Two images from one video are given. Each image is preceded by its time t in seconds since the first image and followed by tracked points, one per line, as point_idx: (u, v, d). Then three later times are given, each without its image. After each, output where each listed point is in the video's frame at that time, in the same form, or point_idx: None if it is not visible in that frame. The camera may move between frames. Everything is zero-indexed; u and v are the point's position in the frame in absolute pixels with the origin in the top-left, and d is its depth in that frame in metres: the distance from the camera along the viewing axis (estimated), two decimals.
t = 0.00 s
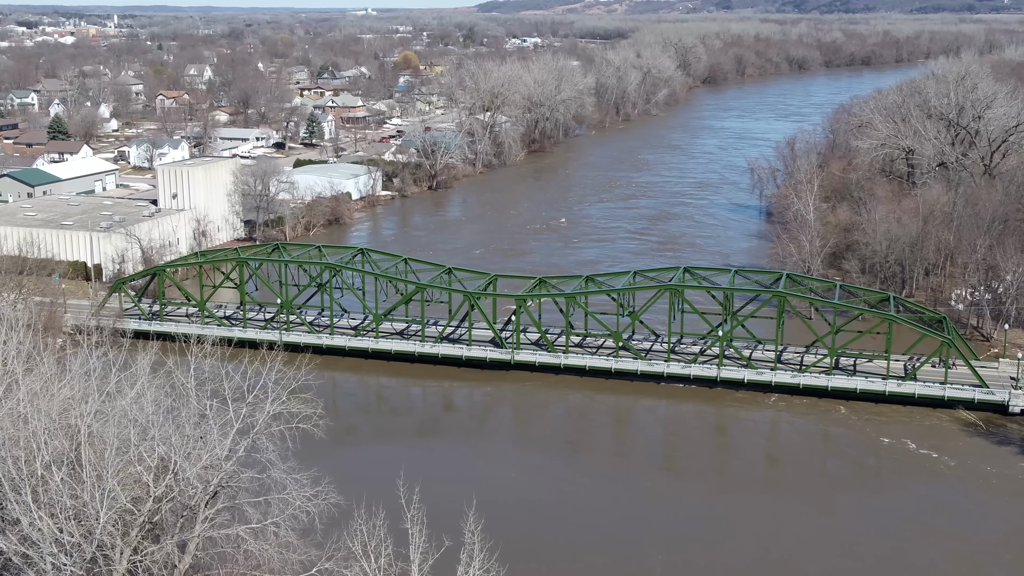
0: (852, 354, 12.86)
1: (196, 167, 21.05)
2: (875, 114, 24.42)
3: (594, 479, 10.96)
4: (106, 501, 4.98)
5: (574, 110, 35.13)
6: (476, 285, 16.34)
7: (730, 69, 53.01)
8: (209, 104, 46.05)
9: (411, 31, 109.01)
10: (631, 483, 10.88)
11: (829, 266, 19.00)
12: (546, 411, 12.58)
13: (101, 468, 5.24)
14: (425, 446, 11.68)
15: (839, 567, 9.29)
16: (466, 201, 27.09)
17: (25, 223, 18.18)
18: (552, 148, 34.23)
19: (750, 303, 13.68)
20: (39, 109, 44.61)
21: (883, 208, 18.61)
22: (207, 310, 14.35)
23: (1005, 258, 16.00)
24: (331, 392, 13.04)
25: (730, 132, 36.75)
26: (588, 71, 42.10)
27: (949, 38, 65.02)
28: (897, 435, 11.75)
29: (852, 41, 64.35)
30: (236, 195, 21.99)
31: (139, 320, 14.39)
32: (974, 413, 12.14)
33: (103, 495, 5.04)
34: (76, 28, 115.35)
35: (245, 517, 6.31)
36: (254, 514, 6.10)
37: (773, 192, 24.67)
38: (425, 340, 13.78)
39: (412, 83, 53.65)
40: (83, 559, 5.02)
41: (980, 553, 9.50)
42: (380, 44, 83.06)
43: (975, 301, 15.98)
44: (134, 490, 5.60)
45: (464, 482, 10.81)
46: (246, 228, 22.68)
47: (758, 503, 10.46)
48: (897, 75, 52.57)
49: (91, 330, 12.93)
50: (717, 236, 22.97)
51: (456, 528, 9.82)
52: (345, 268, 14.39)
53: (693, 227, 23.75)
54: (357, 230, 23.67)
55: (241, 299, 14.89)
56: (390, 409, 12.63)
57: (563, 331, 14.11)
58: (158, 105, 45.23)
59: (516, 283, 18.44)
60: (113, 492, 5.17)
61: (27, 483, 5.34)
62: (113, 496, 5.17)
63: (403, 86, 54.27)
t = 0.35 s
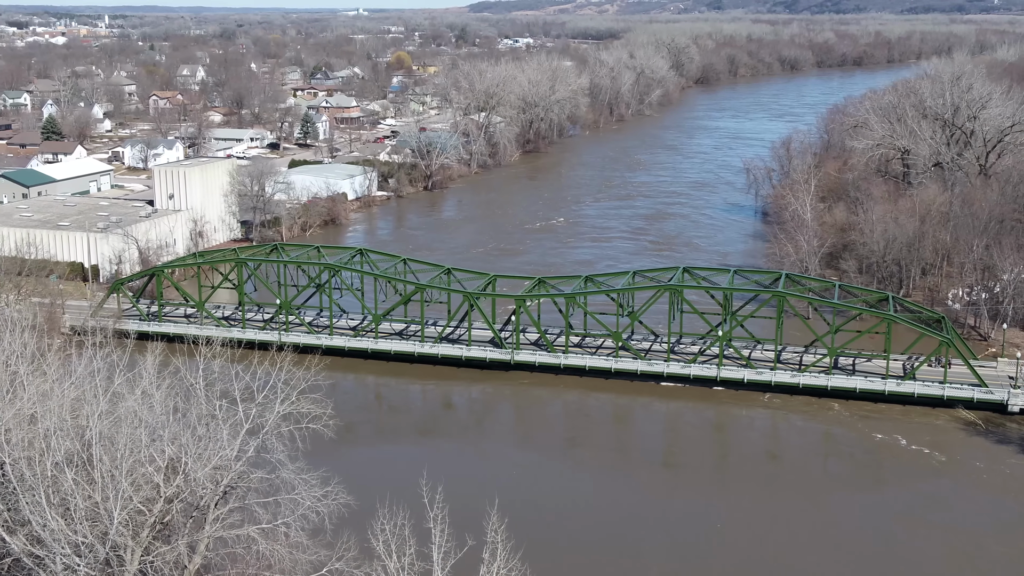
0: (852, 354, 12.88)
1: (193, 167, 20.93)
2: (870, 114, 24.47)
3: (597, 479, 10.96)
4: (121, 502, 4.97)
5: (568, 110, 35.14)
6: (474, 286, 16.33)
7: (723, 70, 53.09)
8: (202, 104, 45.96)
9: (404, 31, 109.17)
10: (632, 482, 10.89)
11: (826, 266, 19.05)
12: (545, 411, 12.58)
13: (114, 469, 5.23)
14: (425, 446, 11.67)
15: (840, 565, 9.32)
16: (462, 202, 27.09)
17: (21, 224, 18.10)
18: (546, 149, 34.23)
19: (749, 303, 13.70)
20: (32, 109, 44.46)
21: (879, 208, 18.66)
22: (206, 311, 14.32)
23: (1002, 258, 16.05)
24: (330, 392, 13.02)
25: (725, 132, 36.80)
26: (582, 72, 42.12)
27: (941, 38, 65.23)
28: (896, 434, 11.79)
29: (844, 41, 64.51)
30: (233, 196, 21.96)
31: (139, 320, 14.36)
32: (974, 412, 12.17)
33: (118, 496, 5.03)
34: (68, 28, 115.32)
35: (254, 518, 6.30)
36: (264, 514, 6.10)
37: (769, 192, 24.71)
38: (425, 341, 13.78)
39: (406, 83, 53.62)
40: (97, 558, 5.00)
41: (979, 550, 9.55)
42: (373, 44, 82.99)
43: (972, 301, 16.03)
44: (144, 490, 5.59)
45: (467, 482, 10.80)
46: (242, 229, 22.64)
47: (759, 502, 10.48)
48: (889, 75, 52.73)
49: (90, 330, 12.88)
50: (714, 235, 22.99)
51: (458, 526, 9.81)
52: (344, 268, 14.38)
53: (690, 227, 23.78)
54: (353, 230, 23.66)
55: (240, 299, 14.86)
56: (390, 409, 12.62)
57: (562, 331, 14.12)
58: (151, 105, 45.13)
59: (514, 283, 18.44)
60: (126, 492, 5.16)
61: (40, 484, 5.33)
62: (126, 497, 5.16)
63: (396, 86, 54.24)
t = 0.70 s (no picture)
0: (851, 353, 12.90)
1: (189, 167, 20.82)
2: (865, 114, 24.53)
3: (598, 479, 10.95)
4: (135, 501, 4.97)
5: (562, 110, 35.15)
6: (473, 286, 16.33)
7: (716, 70, 53.19)
8: (195, 104, 45.86)
9: (395, 31, 109.18)
10: (630, 481, 10.89)
11: (824, 266, 19.09)
12: (545, 412, 12.56)
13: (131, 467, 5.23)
14: (424, 446, 11.66)
15: (837, 564, 9.33)
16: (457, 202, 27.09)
17: (16, 224, 18.03)
18: (540, 149, 34.24)
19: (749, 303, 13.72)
20: (25, 109, 44.30)
21: (876, 208, 18.69)
22: (205, 311, 14.29)
23: (998, 257, 16.08)
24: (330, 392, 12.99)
25: (718, 132, 36.86)
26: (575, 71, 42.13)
27: (931, 39, 65.42)
28: (896, 433, 11.81)
29: (836, 42, 64.69)
30: (229, 196, 21.92)
31: (138, 321, 14.32)
32: (973, 411, 12.21)
33: (134, 495, 5.03)
34: (58, 28, 115.03)
35: (264, 517, 6.32)
36: (273, 514, 6.10)
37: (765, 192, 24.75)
38: (424, 341, 13.77)
39: (399, 83, 53.54)
40: (112, 557, 5.01)
41: (974, 548, 9.58)
42: (364, 44, 82.94)
43: (969, 300, 16.07)
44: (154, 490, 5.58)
45: (469, 482, 10.78)
46: (238, 229, 22.61)
47: (761, 502, 10.47)
48: (880, 76, 52.86)
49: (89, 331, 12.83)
50: (709, 235, 23.00)
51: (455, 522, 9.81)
52: (343, 268, 14.37)
53: (686, 226, 23.79)
54: (349, 230, 23.63)
55: (238, 299, 14.83)
56: (389, 409, 12.59)
57: (561, 331, 14.11)
58: (144, 106, 45.02)
59: (511, 283, 18.44)
60: (140, 490, 5.16)
61: (54, 482, 5.34)
62: (143, 496, 5.17)
63: (390, 86, 54.20)
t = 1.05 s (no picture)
0: (849, 352, 12.94)
1: (186, 167, 20.80)
2: (861, 114, 24.57)
3: (601, 478, 10.93)
4: (147, 502, 4.98)
5: (556, 110, 35.16)
6: (472, 286, 16.33)
7: (708, 70, 53.25)
8: (189, 104, 45.76)
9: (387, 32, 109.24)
10: (628, 480, 10.90)
11: (821, 266, 19.13)
12: (544, 412, 12.55)
13: (142, 469, 5.25)
14: (425, 447, 11.61)
15: (833, 561, 9.33)
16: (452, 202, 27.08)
17: (12, 224, 17.98)
18: (535, 149, 34.25)
19: (747, 303, 13.73)
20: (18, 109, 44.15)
21: (872, 208, 18.74)
22: (204, 311, 14.27)
23: (994, 257, 16.14)
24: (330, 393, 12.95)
25: (712, 131, 36.91)
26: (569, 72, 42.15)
27: (922, 40, 65.61)
28: (896, 431, 11.85)
29: (827, 42, 64.85)
30: (225, 196, 21.88)
31: (137, 321, 14.29)
32: (972, 410, 12.25)
33: (147, 495, 5.05)
34: (49, 28, 115.00)
35: (274, 517, 6.33)
36: (283, 514, 6.11)
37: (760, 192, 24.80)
38: (423, 341, 13.76)
39: (393, 83, 53.51)
40: (125, 558, 5.03)
41: (971, 545, 9.59)
42: (357, 45, 82.90)
43: (967, 299, 16.11)
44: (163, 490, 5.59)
45: (472, 482, 10.74)
46: (234, 230, 22.57)
47: (764, 500, 10.47)
48: (871, 76, 53.01)
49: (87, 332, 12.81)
50: (706, 234, 23.03)
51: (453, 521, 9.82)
52: (341, 268, 14.35)
53: (682, 225, 23.82)
54: (345, 231, 23.61)
55: (236, 299, 14.80)
56: (389, 410, 12.55)
57: (560, 331, 14.12)
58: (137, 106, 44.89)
59: (509, 283, 18.45)
60: (152, 490, 5.18)
61: (65, 482, 5.36)
62: (156, 497, 5.19)
63: (383, 86, 54.16)
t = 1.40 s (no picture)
0: (848, 352, 12.98)
1: (183, 168, 20.77)
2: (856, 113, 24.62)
3: (604, 478, 10.92)
4: (161, 501, 5.00)
5: (551, 110, 35.16)
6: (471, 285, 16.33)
7: (701, 70, 53.30)
8: (182, 104, 45.66)
9: (379, 31, 109.13)
10: (626, 479, 10.91)
11: (818, 266, 19.17)
12: (544, 412, 12.55)
13: (154, 468, 5.27)
14: (427, 448, 11.58)
15: (839, 560, 9.37)
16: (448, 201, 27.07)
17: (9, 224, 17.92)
18: (529, 149, 34.25)
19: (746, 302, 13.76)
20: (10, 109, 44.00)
21: (869, 208, 18.78)
22: (203, 311, 14.23)
23: (991, 256, 16.19)
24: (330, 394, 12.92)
25: (706, 131, 36.95)
26: (563, 71, 42.15)
27: (913, 41, 65.78)
28: (895, 430, 11.90)
29: (819, 42, 64.97)
30: (221, 196, 21.84)
31: (136, 321, 14.25)
32: (971, 409, 12.30)
33: (160, 495, 5.07)
34: (40, 28, 114.63)
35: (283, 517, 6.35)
36: (293, 514, 6.13)
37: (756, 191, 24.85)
38: (423, 341, 13.76)
39: (386, 83, 53.45)
40: (139, 558, 5.05)
41: (968, 545, 9.60)
42: (349, 45, 82.80)
43: (964, 298, 16.16)
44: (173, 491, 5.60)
45: (475, 483, 10.71)
46: (231, 229, 22.54)
47: (767, 500, 10.49)
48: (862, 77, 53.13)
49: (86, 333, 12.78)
50: (702, 233, 23.06)
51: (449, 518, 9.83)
52: (340, 268, 14.33)
53: (678, 224, 23.84)
54: (341, 230, 23.59)
55: (235, 300, 14.77)
56: (389, 411, 12.51)
57: (560, 331, 14.12)
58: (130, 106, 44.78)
59: (507, 283, 18.46)
60: (165, 488, 5.20)
61: (75, 481, 5.37)
62: (170, 496, 5.22)
63: (376, 86, 54.11)
